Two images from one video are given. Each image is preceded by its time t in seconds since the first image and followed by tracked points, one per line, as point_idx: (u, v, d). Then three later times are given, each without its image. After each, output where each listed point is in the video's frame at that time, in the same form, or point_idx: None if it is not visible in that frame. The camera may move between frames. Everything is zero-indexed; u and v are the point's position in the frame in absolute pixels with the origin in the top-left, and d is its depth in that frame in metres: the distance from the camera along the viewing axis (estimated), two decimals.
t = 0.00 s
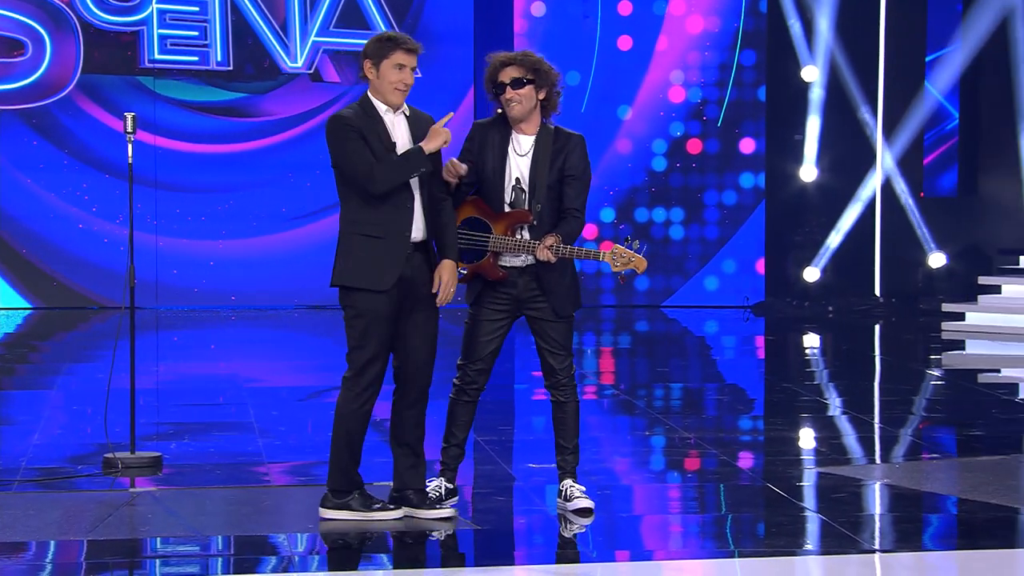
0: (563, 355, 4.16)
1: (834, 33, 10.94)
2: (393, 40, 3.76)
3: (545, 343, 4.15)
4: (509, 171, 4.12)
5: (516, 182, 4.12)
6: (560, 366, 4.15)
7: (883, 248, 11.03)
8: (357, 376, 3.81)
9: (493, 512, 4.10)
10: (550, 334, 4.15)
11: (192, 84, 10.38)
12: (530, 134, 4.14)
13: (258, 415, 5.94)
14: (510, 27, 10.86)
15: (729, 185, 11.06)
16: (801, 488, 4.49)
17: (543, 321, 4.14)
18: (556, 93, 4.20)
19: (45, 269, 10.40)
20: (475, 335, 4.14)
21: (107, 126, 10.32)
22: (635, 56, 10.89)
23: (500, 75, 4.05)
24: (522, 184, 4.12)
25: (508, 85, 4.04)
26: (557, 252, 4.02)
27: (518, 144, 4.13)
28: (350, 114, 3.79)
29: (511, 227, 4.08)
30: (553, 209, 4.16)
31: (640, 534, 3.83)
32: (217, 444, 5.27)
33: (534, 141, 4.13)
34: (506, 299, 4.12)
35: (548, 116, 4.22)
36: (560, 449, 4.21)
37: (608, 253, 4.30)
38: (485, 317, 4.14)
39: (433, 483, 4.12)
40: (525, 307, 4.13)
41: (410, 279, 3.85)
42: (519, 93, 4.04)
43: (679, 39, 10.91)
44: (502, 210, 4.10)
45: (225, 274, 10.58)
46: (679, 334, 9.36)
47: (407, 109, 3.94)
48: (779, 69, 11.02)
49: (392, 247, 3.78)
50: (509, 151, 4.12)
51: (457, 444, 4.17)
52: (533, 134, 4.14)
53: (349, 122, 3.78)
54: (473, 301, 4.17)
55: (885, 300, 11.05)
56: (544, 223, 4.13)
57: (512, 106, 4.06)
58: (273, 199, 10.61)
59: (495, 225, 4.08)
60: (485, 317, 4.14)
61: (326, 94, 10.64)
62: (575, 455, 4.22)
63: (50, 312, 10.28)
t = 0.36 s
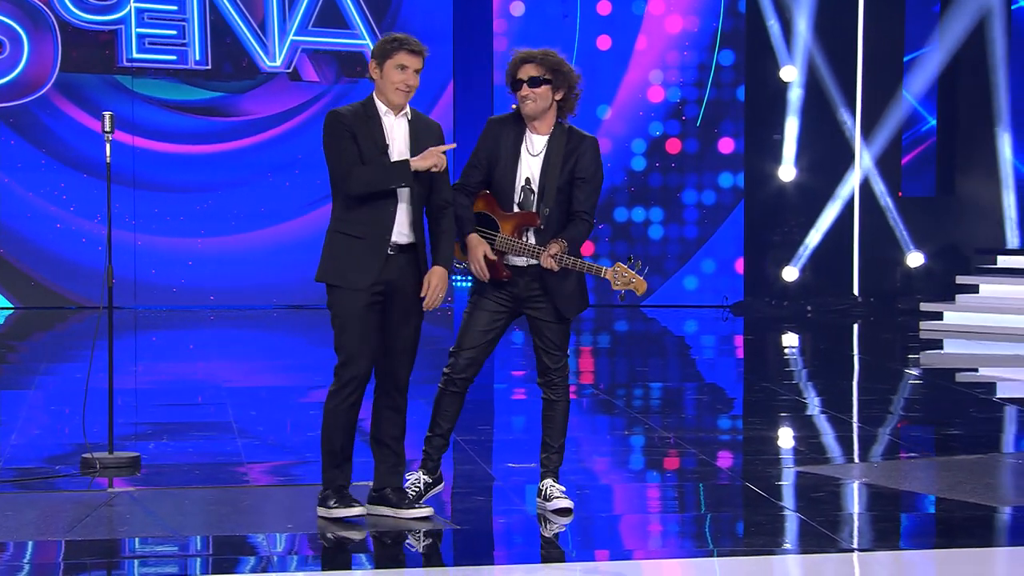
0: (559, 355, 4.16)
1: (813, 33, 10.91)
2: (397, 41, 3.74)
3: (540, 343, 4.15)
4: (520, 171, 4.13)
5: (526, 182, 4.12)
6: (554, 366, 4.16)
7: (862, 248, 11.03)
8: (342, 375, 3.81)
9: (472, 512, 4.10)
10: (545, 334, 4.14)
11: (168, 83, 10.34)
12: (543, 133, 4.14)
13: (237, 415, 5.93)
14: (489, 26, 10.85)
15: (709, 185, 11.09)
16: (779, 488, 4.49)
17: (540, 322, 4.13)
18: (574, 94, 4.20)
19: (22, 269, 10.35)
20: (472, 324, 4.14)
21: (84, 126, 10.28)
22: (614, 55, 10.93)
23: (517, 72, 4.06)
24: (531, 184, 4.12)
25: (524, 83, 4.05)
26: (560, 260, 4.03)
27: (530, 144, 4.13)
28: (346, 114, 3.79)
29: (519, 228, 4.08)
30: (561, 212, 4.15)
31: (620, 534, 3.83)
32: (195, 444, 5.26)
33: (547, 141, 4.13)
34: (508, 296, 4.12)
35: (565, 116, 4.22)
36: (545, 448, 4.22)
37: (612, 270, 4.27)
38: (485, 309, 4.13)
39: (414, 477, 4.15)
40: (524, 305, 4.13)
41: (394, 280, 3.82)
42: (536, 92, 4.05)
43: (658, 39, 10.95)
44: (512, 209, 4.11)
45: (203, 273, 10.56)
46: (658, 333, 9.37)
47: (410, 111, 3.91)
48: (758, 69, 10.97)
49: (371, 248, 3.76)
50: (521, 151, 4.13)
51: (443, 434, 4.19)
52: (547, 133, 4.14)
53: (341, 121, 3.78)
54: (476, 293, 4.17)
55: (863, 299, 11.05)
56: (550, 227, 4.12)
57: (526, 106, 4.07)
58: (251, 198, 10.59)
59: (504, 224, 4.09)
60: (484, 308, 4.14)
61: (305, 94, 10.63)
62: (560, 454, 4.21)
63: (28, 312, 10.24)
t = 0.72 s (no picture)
0: (545, 357, 4.16)
1: (802, 33, 10.85)
2: (406, 44, 3.75)
3: (529, 344, 4.15)
4: (513, 171, 4.11)
5: (519, 183, 4.11)
6: (541, 368, 4.15)
7: (851, 248, 10.98)
8: (314, 363, 3.75)
9: (462, 512, 4.10)
10: (533, 334, 4.14)
11: (158, 83, 10.34)
12: (538, 136, 4.13)
13: (227, 415, 5.93)
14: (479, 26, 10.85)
15: (698, 185, 11.15)
16: (769, 488, 4.50)
17: (528, 322, 4.13)
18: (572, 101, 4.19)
19: (11, 270, 10.35)
20: (464, 330, 4.12)
21: (74, 126, 10.29)
22: (604, 55, 10.99)
23: (519, 74, 4.05)
24: (524, 186, 4.11)
25: (524, 86, 4.04)
26: (557, 264, 4.02)
27: (525, 145, 4.12)
28: (344, 115, 3.78)
29: (511, 228, 4.08)
30: (552, 216, 4.14)
31: (610, 534, 3.83)
32: (185, 444, 5.26)
33: (542, 143, 4.13)
34: (495, 298, 4.10)
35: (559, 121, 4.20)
36: (533, 449, 4.22)
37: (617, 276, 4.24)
38: (474, 313, 4.12)
39: (430, 483, 4.13)
40: (512, 306, 4.12)
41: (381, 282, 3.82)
42: (534, 96, 4.04)
43: (648, 39, 11.02)
44: (504, 210, 4.10)
45: (193, 273, 10.56)
46: (648, 333, 9.39)
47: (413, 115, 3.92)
48: (748, 68, 10.95)
49: (357, 249, 3.76)
50: (515, 150, 4.12)
51: (446, 442, 4.17)
52: (542, 136, 4.14)
53: (335, 125, 3.77)
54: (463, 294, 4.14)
55: (853, 299, 11.02)
56: (541, 230, 4.12)
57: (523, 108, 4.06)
58: (241, 198, 10.58)
59: (496, 225, 4.08)
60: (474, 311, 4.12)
61: (293, 94, 10.62)
62: (548, 454, 4.22)
63: (17, 312, 10.24)
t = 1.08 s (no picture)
0: (535, 354, 4.15)
1: (804, 33, 10.90)
2: (409, 44, 3.78)
3: (518, 341, 4.14)
4: (488, 169, 4.07)
5: (496, 181, 4.08)
6: (533, 365, 4.15)
7: (854, 247, 11.03)
8: (320, 368, 3.76)
9: (464, 512, 4.10)
10: (523, 331, 4.14)
11: (160, 83, 10.34)
12: (509, 132, 4.11)
13: (229, 415, 5.93)
14: (481, 26, 10.84)
15: (700, 184, 11.13)
16: (771, 487, 4.49)
17: (518, 320, 4.13)
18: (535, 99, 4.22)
19: (13, 269, 10.35)
20: (453, 334, 4.11)
21: (76, 125, 10.28)
22: (606, 55, 10.93)
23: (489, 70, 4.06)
24: (502, 183, 4.08)
25: (496, 81, 4.05)
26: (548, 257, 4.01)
27: (498, 142, 4.08)
28: (338, 116, 3.78)
29: (496, 228, 4.05)
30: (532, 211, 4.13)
31: (612, 534, 3.83)
32: (188, 444, 5.26)
33: (514, 138, 4.10)
34: (483, 297, 4.10)
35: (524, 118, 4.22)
36: (532, 450, 4.20)
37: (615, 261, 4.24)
38: (462, 315, 4.11)
39: (435, 484, 4.12)
40: (500, 305, 4.11)
41: (378, 279, 3.82)
42: (505, 90, 4.05)
43: (650, 39, 10.96)
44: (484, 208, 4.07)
45: (196, 273, 10.56)
46: (650, 332, 9.38)
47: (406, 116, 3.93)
48: (749, 68, 11.00)
49: (354, 247, 3.76)
50: (488, 148, 4.08)
51: (446, 447, 4.15)
52: (512, 133, 4.11)
53: (329, 125, 3.76)
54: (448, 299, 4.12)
55: (855, 299, 11.05)
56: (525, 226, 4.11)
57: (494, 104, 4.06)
58: (243, 198, 10.58)
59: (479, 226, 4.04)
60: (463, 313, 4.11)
61: (296, 92, 10.60)
62: (547, 455, 4.21)
63: (20, 312, 10.24)
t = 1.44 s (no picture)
0: (527, 352, 4.17)
1: (810, 33, 10.89)
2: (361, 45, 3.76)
3: (510, 339, 4.16)
4: (477, 179, 4.07)
5: (485, 192, 4.08)
6: (526, 364, 4.16)
7: (860, 248, 11.04)
8: (301, 377, 3.78)
9: (470, 512, 4.10)
10: (513, 330, 4.15)
11: (166, 84, 10.38)
12: (492, 139, 4.10)
13: (236, 416, 5.94)
14: (486, 26, 10.83)
15: (706, 185, 11.12)
16: (776, 488, 4.50)
17: (506, 317, 4.14)
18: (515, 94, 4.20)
19: (20, 270, 10.37)
20: (443, 336, 4.12)
21: (82, 125, 10.31)
22: (612, 56, 10.92)
23: (480, 80, 4.01)
24: (491, 194, 4.08)
25: (491, 91, 4.01)
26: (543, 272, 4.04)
27: (483, 150, 4.08)
28: (307, 123, 3.80)
29: (486, 239, 4.05)
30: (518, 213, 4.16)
31: (618, 534, 3.83)
32: (194, 444, 5.27)
33: (498, 146, 4.10)
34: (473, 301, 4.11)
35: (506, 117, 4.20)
36: (533, 449, 4.22)
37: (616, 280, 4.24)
38: (450, 318, 4.11)
39: (440, 484, 4.11)
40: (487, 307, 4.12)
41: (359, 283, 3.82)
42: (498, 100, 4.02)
43: (656, 39, 10.95)
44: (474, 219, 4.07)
45: (202, 274, 10.57)
46: (656, 333, 9.41)
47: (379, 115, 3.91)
48: (755, 68, 10.99)
49: (329, 253, 3.77)
50: (474, 157, 4.07)
51: (447, 445, 4.15)
52: (496, 139, 4.11)
53: (300, 132, 3.79)
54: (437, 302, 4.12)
55: (861, 300, 11.08)
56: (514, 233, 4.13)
57: (487, 114, 4.04)
58: (249, 199, 10.58)
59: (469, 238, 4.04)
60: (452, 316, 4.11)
61: (301, 94, 10.64)
62: (549, 453, 4.23)
63: (27, 312, 10.26)
